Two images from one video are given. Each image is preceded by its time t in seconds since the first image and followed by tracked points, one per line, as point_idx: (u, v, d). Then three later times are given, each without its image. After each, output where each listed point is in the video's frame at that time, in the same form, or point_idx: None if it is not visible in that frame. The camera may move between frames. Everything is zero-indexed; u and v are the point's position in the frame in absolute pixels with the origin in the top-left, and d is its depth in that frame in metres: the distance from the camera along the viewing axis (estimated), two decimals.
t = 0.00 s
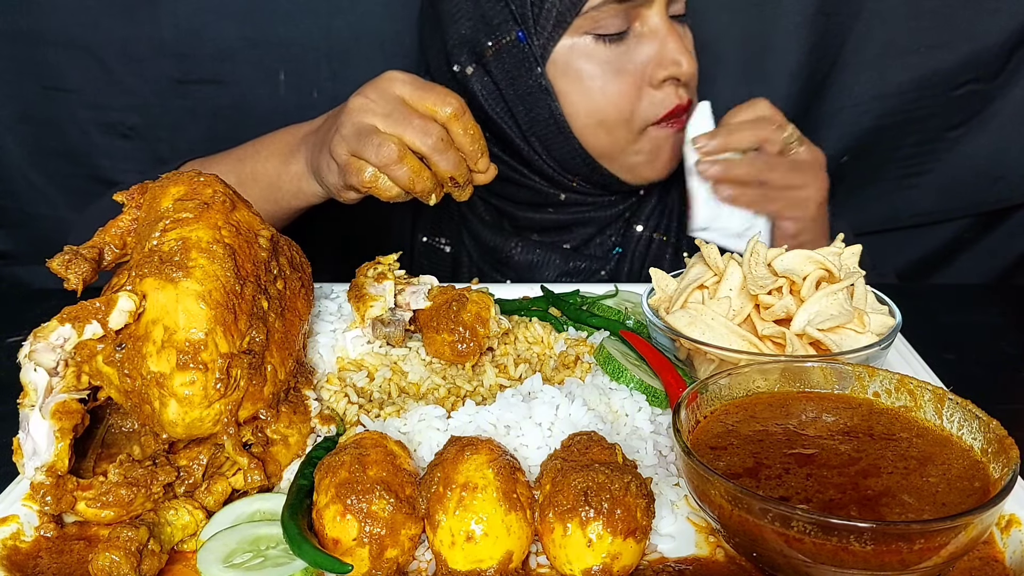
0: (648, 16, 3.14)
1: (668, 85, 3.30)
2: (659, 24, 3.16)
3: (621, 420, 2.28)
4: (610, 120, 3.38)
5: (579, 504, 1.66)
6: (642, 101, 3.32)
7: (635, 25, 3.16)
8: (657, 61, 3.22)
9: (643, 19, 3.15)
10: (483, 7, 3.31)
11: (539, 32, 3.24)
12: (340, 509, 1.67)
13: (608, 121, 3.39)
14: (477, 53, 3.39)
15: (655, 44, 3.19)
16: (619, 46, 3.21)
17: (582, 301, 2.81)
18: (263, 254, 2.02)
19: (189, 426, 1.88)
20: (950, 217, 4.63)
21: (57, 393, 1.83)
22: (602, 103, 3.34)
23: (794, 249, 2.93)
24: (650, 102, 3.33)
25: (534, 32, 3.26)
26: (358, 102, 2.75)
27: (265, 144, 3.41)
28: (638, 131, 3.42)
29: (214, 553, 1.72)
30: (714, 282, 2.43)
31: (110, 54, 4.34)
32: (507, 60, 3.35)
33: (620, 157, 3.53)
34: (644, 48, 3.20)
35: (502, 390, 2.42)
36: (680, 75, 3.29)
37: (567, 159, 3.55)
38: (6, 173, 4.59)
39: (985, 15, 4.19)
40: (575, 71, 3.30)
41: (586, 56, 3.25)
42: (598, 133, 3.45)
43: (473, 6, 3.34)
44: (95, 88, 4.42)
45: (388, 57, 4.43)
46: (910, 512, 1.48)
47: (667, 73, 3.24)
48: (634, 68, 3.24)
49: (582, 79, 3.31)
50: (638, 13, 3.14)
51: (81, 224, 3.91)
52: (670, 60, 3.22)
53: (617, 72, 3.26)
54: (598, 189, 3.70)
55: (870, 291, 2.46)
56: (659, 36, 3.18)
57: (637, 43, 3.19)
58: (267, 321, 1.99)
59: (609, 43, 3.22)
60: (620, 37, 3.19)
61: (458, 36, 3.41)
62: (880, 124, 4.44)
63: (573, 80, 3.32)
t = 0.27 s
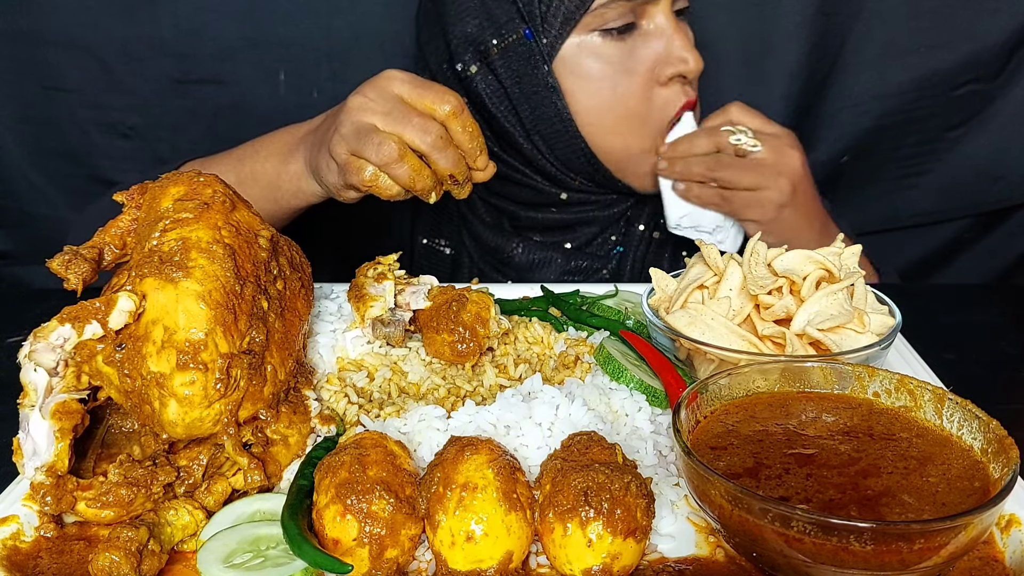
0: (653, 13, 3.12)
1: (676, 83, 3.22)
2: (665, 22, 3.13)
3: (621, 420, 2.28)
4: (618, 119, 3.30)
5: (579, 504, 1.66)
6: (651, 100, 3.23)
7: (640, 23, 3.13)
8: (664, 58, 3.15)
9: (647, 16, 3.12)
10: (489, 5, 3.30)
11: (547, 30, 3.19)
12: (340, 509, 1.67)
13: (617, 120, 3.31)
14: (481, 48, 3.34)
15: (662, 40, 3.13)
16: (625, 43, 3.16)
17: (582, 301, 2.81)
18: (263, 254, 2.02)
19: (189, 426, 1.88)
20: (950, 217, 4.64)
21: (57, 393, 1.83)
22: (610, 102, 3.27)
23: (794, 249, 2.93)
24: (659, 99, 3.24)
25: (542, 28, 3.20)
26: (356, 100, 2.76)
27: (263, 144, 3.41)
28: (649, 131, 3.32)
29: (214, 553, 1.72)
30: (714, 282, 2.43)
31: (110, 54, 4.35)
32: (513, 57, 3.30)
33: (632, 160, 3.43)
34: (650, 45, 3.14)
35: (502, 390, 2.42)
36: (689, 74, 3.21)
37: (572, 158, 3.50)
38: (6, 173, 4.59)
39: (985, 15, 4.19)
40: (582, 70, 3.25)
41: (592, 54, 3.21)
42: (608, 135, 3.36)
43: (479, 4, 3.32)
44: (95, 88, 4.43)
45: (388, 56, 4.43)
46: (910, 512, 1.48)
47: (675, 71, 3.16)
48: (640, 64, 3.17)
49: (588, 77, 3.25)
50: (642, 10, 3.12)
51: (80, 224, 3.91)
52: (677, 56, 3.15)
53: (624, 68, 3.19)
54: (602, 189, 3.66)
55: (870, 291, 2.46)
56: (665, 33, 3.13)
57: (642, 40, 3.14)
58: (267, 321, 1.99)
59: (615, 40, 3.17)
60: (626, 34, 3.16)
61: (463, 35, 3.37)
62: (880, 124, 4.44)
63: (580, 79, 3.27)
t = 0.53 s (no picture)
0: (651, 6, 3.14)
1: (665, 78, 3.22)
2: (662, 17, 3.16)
3: (621, 420, 2.28)
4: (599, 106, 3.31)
5: (579, 504, 1.66)
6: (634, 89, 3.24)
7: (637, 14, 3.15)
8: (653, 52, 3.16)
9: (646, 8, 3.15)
10: None
11: (539, 8, 3.22)
12: (340, 509, 1.67)
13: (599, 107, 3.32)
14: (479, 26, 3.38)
15: (657, 33, 3.16)
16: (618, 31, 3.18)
17: (582, 301, 2.81)
18: (263, 254, 2.02)
19: (189, 426, 1.88)
20: (950, 217, 4.63)
21: (58, 393, 1.83)
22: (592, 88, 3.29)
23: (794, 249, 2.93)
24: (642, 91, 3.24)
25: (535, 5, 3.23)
26: (361, 100, 2.77)
27: (264, 144, 3.41)
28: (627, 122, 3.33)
29: (214, 553, 1.72)
30: (714, 282, 2.43)
31: (110, 54, 4.35)
32: (507, 35, 3.32)
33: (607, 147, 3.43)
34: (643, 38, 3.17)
35: (502, 390, 2.43)
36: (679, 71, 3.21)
37: (558, 146, 3.49)
38: (6, 173, 4.59)
39: (985, 15, 4.19)
40: (571, 53, 3.26)
41: (584, 39, 3.23)
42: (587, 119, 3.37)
43: None
44: (95, 88, 4.43)
45: (388, 56, 4.43)
46: (910, 512, 1.48)
47: (663, 65, 3.17)
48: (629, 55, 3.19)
49: (577, 60, 3.27)
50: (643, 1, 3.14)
51: (80, 224, 3.91)
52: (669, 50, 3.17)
53: (612, 56, 3.22)
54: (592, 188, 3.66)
55: (870, 291, 2.46)
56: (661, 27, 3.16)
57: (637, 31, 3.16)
58: (267, 321, 1.99)
59: (608, 27, 3.19)
60: (622, 23, 3.17)
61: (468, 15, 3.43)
62: (880, 124, 4.44)
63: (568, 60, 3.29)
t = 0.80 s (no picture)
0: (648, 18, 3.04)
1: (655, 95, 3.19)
2: (659, 30, 3.06)
3: (621, 420, 2.28)
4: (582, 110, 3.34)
5: (579, 504, 1.66)
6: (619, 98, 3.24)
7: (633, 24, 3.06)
8: (642, 67, 3.12)
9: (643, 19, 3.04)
10: None
11: (538, 5, 3.18)
12: (340, 509, 1.67)
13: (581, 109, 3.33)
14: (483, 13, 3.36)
15: (652, 47, 3.08)
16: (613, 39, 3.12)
17: (582, 301, 2.81)
18: (263, 254, 2.02)
19: (189, 426, 1.88)
20: (950, 217, 4.63)
21: (57, 393, 1.83)
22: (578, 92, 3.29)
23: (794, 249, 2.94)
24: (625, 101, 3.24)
25: None
26: (354, 94, 2.76)
27: (260, 142, 3.40)
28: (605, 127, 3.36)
29: (214, 553, 1.72)
30: (713, 282, 2.43)
31: (110, 54, 4.35)
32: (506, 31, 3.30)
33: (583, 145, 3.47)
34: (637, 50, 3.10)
35: (502, 390, 2.43)
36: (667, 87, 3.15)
37: (542, 145, 3.52)
38: (6, 173, 4.59)
39: (985, 15, 4.19)
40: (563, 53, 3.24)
41: (579, 42, 3.19)
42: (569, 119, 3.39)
43: None
44: (95, 88, 4.43)
45: (388, 56, 4.44)
46: (910, 512, 1.48)
47: (651, 80, 3.12)
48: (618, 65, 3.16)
49: (568, 62, 3.26)
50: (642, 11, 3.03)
51: (80, 224, 3.91)
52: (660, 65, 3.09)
53: (602, 62, 3.19)
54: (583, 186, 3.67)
55: (870, 291, 2.46)
56: (657, 41, 3.07)
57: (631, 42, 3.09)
58: (267, 321, 1.99)
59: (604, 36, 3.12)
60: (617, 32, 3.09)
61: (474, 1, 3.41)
62: (880, 124, 4.45)
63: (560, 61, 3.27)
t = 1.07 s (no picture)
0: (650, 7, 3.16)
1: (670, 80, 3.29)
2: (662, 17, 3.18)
3: (621, 420, 2.28)
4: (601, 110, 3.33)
5: (579, 504, 1.66)
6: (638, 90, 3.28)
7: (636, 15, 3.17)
8: (655, 55, 3.21)
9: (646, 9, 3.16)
10: None
11: (540, 11, 3.20)
12: (340, 509, 1.67)
13: (601, 109, 3.32)
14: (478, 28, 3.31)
15: (659, 35, 3.19)
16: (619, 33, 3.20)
17: (582, 300, 2.81)
18: (263, 254, 2.02)
19: (189, 426, 1.88)
20: (950, 217, 4.63)
21: (57, 393, 1.83)
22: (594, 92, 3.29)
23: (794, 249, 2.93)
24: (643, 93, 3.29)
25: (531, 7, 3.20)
26: (349, 103, 2.76)
27: (258, 145, 3.40)
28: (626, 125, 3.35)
29: (214, 553, 1.72)
30: (714, 282, 2.43)
31: (110, 54, 4.35)
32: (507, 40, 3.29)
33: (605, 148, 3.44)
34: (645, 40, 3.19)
35: (502, 390, 2.43)
36: (681, 70, 3.27)
37: (556, 149, 3.50)
38: (6, 173, 4.59)
39: (985, 15, 4.19)
40: (571, 55, 3.26)
41: (585, 40, 3.22)
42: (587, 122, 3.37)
43: None
44: (95, 88, 4.43)
45: (388, 56, 4.43)
46: (910, 512, 1.48)
47: (666, 65, 3.22)
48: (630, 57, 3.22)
49: (577, 62, 3.27)
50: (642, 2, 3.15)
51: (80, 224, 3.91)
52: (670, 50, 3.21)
53: (614, 56, 3.23)
54: (591, 185, 3.66)
55: (870, 291, 2.46)
56: (661, 27, 3.19)
57: (638, 33, 3.19)
58: (267, 321, 1.99)
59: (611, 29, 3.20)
60: (621, 25, 3.19)
61: (463, 16, 3.34)
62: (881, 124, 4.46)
63: (570, 63, 3.28)
